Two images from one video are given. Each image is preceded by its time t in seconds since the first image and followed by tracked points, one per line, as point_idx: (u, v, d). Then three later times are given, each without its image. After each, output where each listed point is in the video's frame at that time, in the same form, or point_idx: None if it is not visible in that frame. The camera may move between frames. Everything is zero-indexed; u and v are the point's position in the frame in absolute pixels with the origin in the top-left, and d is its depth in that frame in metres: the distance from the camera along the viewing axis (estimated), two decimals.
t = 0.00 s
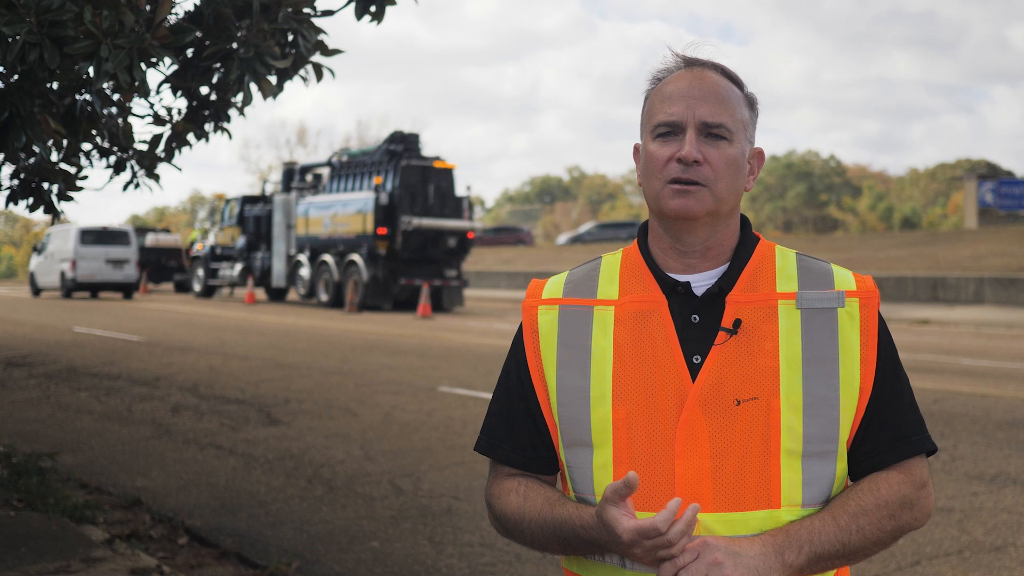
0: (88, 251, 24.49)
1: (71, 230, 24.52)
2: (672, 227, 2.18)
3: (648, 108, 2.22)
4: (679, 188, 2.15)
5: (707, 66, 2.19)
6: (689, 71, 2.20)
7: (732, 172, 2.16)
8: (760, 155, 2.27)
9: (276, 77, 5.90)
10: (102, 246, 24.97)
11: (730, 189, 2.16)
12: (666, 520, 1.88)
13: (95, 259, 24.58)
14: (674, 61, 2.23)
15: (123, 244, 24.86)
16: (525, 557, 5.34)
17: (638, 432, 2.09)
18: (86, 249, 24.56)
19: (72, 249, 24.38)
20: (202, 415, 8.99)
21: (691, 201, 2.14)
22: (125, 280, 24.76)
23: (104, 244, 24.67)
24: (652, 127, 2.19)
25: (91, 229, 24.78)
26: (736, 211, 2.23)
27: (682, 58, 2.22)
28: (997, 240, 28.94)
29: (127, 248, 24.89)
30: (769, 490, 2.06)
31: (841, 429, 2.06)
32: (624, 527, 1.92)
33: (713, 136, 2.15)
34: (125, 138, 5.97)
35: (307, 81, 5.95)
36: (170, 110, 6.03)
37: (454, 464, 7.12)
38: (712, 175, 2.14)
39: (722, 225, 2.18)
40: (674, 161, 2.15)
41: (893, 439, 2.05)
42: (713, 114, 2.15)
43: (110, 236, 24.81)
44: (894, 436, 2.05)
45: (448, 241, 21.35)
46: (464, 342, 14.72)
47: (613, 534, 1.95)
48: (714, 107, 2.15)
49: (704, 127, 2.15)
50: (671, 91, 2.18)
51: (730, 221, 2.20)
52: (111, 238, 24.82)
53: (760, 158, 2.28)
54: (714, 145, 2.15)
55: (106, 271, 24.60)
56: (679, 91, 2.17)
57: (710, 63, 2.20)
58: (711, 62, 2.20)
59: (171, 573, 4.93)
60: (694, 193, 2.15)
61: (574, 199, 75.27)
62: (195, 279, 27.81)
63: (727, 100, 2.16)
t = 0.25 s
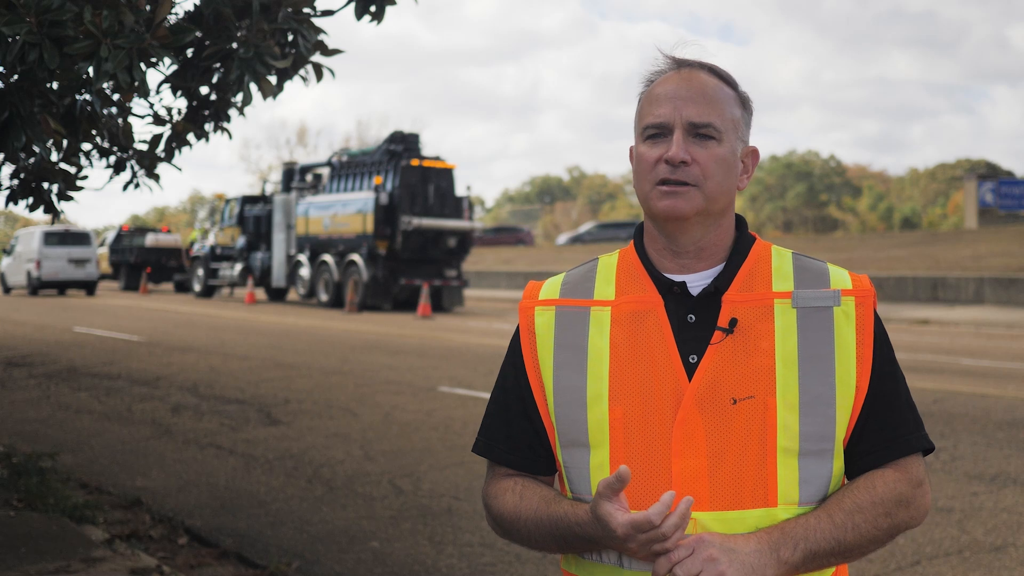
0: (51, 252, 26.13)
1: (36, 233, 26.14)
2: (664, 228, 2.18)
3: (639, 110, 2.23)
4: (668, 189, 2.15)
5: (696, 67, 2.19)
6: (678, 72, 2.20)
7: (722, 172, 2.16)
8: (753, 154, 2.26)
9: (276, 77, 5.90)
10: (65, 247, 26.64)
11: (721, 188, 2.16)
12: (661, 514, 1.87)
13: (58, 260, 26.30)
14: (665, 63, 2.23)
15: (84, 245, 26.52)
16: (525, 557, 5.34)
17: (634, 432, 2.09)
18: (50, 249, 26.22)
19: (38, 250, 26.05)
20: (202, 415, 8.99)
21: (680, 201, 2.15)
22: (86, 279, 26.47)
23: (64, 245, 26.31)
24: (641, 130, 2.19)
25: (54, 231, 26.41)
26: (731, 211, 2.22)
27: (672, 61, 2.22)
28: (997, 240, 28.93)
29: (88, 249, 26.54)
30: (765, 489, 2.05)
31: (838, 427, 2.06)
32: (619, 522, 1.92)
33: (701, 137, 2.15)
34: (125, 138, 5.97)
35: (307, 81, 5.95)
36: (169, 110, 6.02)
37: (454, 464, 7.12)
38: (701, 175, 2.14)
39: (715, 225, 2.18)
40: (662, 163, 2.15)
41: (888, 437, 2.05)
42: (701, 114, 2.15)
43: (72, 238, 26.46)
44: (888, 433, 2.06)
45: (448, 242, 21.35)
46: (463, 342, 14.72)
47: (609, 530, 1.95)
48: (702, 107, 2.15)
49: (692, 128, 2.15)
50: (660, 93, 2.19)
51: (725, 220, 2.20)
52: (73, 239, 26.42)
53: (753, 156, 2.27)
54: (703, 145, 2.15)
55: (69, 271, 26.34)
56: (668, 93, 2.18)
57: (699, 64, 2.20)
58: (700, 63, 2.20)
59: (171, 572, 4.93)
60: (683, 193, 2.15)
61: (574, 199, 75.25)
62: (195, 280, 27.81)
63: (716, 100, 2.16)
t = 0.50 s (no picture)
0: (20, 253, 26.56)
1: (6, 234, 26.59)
2: (655, 232, 2.18)
3: (625, 116, 2.23)
4: (656, 193, 2.15)
5: (678, 68, 2.19)
6: (661, 74, 2.20)
7: (710, 173, 2.15)
8: (745, 150, 2.25)
9: (276, 77, 5.90)
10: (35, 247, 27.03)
11: (709, 189, 2.16)
12: (661, 525, 1.87)
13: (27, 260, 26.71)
14: (649, 66, 2.24)
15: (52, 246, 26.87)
16: (525, 557, 5.34)
17: (635, 435, 2.10)
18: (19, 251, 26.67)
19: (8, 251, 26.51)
20: (202, 414, 8.99)
21: (669, 205, 2.15)
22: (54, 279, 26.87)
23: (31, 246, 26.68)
24: (628, 136, 2.20)
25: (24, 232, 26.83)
26: (724, 210, 2.22)
27: (655, 64, 2.22)
28: (997, 240, 28.93)
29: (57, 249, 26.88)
30: (767, 491, 2.05)
31: (838, 427, 2.06)
32: (620, 533, 1.92)
33: (686, 139, 2.15)
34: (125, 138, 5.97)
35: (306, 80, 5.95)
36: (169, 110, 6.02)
37: (454, 464, 7.12)
38: (689, 177, 2.14)
39: (707, 226, 2.18)
40: (649, 168, 2.15)
41: (890, 434, 2.05)
42: (685, 116, 2.15)
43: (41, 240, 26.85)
44: (890, 431, 2.05)
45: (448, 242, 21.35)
46: (464, 342, 14.72)
47: (609, 541, 1.95)
48: (685, 109, 2.15)
49: (677, 131, 2.15)
50: (644, 97, 2.19)
51: (718, 221, 2.20)
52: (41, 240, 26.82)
53: (745, 153, 2.26)
54: (688, 147, 2.15)
55: (38, 270, 26.74)
56: (651, 96, 2.18)
57: (682, 64, 2.19)
58: (683, 63, 2.20)
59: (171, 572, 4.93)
60: (671, 197, 2.15)
61: (575, 199, 75.23)
62: (195, 280, 27.81)
63: (699, 100, 2.16)
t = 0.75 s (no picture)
0: None
1: None
2: (657, 235, 2.19)
3: (623, 118, 2.23)
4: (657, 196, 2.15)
5: (675, 69, 2.19)
6: (658, 76, 2.20)
7: (710, 174, 2.15)
8: (744, 149, 2.25)
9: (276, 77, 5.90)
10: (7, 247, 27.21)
11: (710, 190, 2.16)
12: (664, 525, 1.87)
13: None
14: (645, 69, 2.24)
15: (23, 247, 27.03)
16: (525, 557, 5.34)
17: (638, 436, 2.10)
18: None
19: None
20: (202, 415, 8.99)
21: (670, 207, 2.15)
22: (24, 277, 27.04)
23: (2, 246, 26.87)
24: (627, 139, 2.20)
25: None
26: (725, 210, 2.22)
27: (653, 65, 2.22)
28: (997, 240, 28.93)
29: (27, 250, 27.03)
30: (773, 490, 2.06)
31: (843, 425, 2.06)
32: (625, 535, 1.93)
33: (685, 140, 2.15)
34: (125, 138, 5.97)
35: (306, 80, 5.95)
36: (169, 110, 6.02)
37: (454, 464, 7.12)
38: (688, 179, 2.14)
39: (708, 227, 2.18)
40: (649, 170, 2.15)
41: (895, 430, 2.05)
42: (683, 118, 2.15)
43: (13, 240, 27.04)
44: (894, 427, 2.05)
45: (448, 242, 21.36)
46: (464, 342, 14.72)
47: (615, 543, 1.96)
48: (683, 111, 2.15)
49: (675, 133, 2.15)
50: (642, 99, 2.20)
51: (719, 221, 2.20)
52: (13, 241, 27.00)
53: (745, 151, 2.26)
54: (688, 148, 2.15)
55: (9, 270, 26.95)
56: (650, 98, 2.18)
57: (680, 65, 2.19)
58: (680, 64, 2.20)
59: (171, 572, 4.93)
60: (672, 199, 2.15)
61: (575, 199, 75.23)
62: (195, 280, 27.81)
63: (697, 101, 2.16)
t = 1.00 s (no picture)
0: None
1: None
2: (667, 236, 2.20)
3: (632, 118, 2.24)
4: (668, 198, 2.17)
5: (684, 69, 2.19)
6: (666, 76, 2.20)
7: (720, 175, 2.17)
8: (753, 149, 2.27)
9: (276, 77, 5.90)
10: None
11: (720, 192, 2.17)
12: (673, 529, 1.88)
13: None
14: (654, 67, 2.24)
15: None
16: (525, 557, 5.34)
17: (648, 436, 2.10)
18: None
19: None
20: (202, 415, 8.99)
21: (681, 209, 2.16)
22: None
23: None
24: (636, 138, 2.21)
25: None
26: (734, 210, 2.24)
27: (661, 65, 2.23)
28: (997, 240, 28.94)
29: None
30: (783, 491, 2.06)
31: (852, 425, 2.07)
32: (634, 538, 1.94)
33: (695, 141, 2.16)
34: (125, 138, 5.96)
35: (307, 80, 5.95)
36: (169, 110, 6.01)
37: (454, 464, 7.12)
38: (699, 181, 2.15)
39: (718, 227, 2.20)
40: (659, 172, 2.16)
41: (905, 430, 2.06)
42: (692, 119, 2.16)
43: None
44: (905, 428, 2.06)
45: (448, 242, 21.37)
46: (463, 342, 14.72)
47: (624, 545, 1.97)
48: (693, 112, 2.16)
49: (685, 134, 2.16)
50: (651, 99, 2.20)
51: (728, 220, 2.21)
52: None
53: (753, 151, 2.28)
54: (698, 150, 2.16)
55: None
56: (659, 98, 2.19)
57: (690, 64, 2.20)
58: (690, 63, 2.20)
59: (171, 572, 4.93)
60: (682, 201, 2.16)
61: (574, 199, 75.27)
62: (195, 279, 27.80)
63: (707, 101, 2.17)
